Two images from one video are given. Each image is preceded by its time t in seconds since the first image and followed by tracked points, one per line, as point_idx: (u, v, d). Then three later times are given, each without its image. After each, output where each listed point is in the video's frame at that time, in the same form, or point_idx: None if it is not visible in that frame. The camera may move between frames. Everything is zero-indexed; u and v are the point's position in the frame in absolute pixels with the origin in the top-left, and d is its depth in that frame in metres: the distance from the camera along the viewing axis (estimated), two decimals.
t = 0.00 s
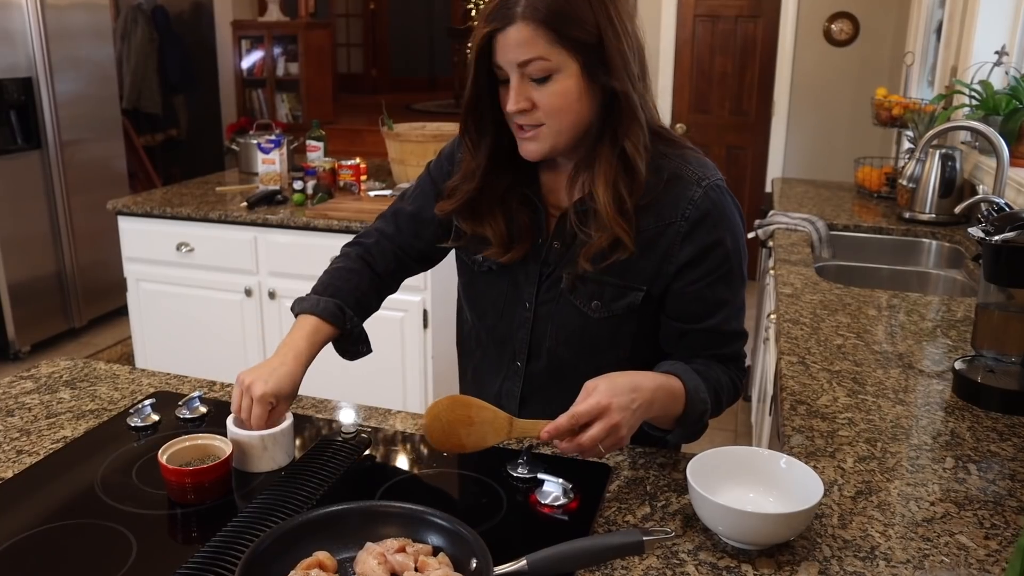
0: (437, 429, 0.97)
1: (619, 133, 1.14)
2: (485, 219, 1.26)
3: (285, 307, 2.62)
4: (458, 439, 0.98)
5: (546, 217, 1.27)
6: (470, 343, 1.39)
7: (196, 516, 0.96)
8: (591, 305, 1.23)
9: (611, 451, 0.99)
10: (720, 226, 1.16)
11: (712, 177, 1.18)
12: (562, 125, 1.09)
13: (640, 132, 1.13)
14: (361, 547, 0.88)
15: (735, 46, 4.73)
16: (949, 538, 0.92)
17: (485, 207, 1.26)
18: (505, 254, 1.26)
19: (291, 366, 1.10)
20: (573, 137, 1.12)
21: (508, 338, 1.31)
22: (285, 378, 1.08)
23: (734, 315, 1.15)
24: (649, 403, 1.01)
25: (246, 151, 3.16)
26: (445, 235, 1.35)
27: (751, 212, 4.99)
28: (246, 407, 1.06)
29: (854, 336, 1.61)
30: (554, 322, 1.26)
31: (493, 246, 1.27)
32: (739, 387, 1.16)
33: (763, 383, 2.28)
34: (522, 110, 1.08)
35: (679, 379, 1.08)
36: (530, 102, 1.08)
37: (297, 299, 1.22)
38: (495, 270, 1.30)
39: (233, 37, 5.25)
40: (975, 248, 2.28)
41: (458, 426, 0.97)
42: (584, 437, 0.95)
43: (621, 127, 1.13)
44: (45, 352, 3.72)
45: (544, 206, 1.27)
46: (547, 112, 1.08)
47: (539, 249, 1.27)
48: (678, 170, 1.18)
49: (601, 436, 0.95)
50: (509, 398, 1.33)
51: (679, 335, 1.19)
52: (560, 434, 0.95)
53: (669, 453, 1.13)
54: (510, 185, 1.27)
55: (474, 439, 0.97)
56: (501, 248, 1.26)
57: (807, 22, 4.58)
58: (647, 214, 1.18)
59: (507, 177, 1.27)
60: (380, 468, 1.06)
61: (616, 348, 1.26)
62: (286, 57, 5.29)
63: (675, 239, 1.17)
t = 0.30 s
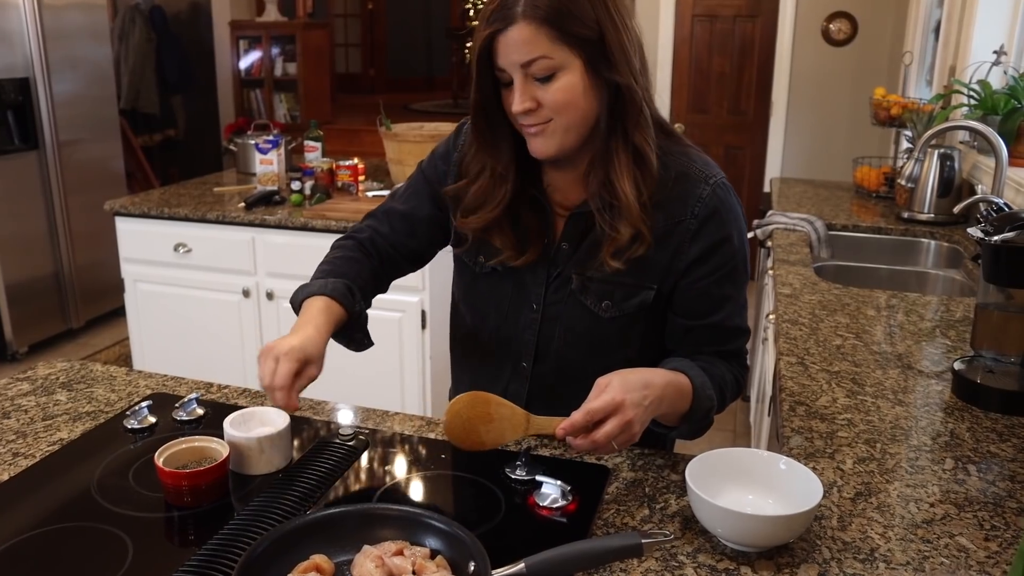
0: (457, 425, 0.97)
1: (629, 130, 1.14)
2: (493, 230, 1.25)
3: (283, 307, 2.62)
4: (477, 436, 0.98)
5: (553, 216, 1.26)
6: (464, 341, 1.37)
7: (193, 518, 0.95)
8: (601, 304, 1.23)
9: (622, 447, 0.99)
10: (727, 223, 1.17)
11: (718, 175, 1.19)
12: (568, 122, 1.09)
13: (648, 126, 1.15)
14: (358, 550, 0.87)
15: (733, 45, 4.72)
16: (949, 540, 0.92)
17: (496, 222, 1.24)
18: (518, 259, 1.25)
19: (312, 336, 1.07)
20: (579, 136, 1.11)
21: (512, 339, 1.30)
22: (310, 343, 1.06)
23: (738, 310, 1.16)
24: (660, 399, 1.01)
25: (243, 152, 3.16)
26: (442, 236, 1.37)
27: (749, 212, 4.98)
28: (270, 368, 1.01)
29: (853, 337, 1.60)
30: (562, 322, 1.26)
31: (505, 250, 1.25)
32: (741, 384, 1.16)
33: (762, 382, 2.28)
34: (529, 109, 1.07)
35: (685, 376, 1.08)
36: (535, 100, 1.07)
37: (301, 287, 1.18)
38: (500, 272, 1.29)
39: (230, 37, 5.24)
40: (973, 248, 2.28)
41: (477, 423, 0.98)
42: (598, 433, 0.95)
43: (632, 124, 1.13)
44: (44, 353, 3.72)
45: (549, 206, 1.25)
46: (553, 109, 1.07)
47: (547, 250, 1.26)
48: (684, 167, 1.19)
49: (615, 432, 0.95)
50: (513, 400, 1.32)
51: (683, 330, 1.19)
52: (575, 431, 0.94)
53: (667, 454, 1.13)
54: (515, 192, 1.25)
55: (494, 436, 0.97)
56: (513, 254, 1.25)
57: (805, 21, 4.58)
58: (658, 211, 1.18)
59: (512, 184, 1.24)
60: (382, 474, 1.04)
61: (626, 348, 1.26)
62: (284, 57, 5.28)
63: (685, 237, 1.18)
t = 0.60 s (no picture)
0: (454, 417, 0.97)
1: (630, 130, 1.15)
2: (491, 231, 1.23)
3: (279, 307, 2.61)
4: (474, 428, 0.98)
5: (555, 220, 1.25)
6: (458, 342, 1.35)
7: (186, 519, 0.94)
8: (608, 304, 1.23)
9: (618, 440, 0.99)
10: (725, 214, 1.18)
11: (712, 167, 1.20)
12: (573, 121, 1.08)
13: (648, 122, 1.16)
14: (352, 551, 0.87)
15: (730, 44, 4.72)
16: (945, 540, 0.92)
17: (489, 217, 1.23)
18: (523, 263, 1.23)
19: (370, 384, 0.92)
20: (581, 136, 1.11)
21: (515, 341, 1.29)
22: (374, 394, 0.90)
23: (732, 302, 1.17)
24: (654, 391, 1.01)
25: (239, 151, 3.15)
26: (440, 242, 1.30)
27: (746, 212, 4.99)
28: (350, 443, 0.86)
29: (850, 336, 1.60)
30: (567, 325, 1.26)
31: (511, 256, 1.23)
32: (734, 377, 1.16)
33: (758, 382, 2.28)
34: (535, 108, 1.04)
35: (678, 369, 1.07)
36: (540, 99, 1.04)
37: (320, 324, 1.02)
38: (504, 277, 1.26)
39: (227, 37, 5.23)
40: (970, 246, 2.28)
41: (473, 415, 0.97)
42: (594, 426, 0.94)
43: (632, 120, 1.14)
44: (39, 353, 3.70)
45: (550, 210, 1.24)
46: (560, 108, 1.05)
47: (552, 256, 1.24)
48: (678, 161, 1.20)
49: (610, 424, 0.95)
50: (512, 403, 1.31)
51: (680, 323, 1.20)
52: (571, 423, 0.94)
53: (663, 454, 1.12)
54: (515, 193, 1.23)
55: (491, 427, 0.97)
56: (519, 258, 1.23)
57: (802, 21, 4.58)
58: (659, 207, 1.18)
59: (510, 189, 1.23)
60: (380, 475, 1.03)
61: (634, 344, 1.26)
62: (281, 57, 5.28)
63: (685, 231, 1.18)
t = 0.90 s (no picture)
0: (461, 428, 0.96)
1: (630, 135, 1.15)
2: (495, 240, 1.21)
3: (276, 307, 2.60)
4: (481, 439, 0.97)
5: (556, 228, 1.24)
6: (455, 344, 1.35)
7: (179, 519, 0.94)
8: (610, 311, 1.23)
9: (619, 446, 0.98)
10: (722, 218, 1.20)
11: (708, 170, 1.20)
12: (571, 126, 1.07)
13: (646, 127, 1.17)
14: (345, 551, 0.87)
15: (727, 44, 4.72)
16: (939, 539, 0.92)
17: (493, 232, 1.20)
18: (528, 270, 1.21)
19: (345, 407, 0.85)
20: (578, 139, 1.10)
21: (513, 347, 1.28)
22: (346, 422, 0.83)
23: (729, 303, 1.18)
24: (654, 396, 1.01)
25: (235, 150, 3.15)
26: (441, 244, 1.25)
27: (742, 211, 4.99)
28: (304, 473, 0.79)
29: (845, 335, 1.60)
30: (568, 332, 1.25)
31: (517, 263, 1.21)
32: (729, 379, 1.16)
33: (754, 380, 2.28)
34: (533, 111, 1.04)
35: (674, 372, 1.07)
36: (538, 103, 1.04)
37: (311, 321, 0.96)
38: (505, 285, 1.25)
39: (223, 37, 5.23)
40: (966, 246, 2.28)
41: (481, 426, 0.96)
42: (597, 433, 0.94)
43: (631, 125, 1.14)
44: (35, 353, 3.70)
45: (551, 219, 1.23)
46: (557, 112, 1.05)
47: (556, 266, 1.23)
48: (674, 164, 1.20)
49: (613, 432, 0.94)
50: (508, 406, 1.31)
51: (678, 325, 1.20)
52: (574, 431, 0.93)
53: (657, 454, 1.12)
54: (517, 200, 1.21)
55: (497, 439, 0.96)
56: (526, 265, 1.21)
57: (798, 20, 4.59)
58: (658, 211, 1.18)
59: (514, 196, 1.21)
60: (376, 474, 1.03)
61: (634, 347, 1.27)
62: (277, 56, 5.25)
63: (684, 235, 1.19)
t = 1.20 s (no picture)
0: (448, 435, 0.96)
1: (623, 143, 1.15)
2: (483, 241, 1.22)
3: (273, 307, 2.61)
4: (470, 446, 0.97)
5: (546, 232, 1.25)
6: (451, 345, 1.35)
7: (177, 519, 0.94)
8: (600, 315, 1.23)
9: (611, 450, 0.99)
10: (715, 222, 1.20)
11: (702, 175, 1.21)
12: (560, 132, 1.07)
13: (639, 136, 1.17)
14: (342, 550, 0.87)
15: (724, 44, 4.72)
16: (935, 538, 0.92)
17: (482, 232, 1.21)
18: (514, 272, 1.22)
19: (327, 396, 0.87)
20: (570, 143, 1.10)
21: (506, 348, 1.29)
22: (327, 411, 0.85)
23: (723, 308, 1.18)
24: (646, 402, 1.01)
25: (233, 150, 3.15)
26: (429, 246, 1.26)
27: (740, 211, 5.00)
28: (286, 462, 0.81)
29: (842, 335, 1.61)
30: (560, 334, 1.26)
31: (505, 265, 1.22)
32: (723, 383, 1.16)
33: (751, 381, 2.28)
34: (522, 116, 1.04)
35: (668, 376, 1.08)
36: (529, 107, 1.04)
37: (294, 317, 0.98)
38: (495, 287, 1.26)
39: (221, 37, 5.23)
40: (963, 246, 2.29)
41: (470, 432, 0.96)
42: (587, 439, 0.95)
43: (622, 134, 1.14)
44: (33, 353, 3.69)
45: (541, 221, 1.24)
46: (546, 118, 1.05)
47: (545, 268, 1.24)
48: (667, 170, 1.20)
49: (603, 437, 0.95)
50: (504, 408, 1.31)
51: (672, 330, 1.20)
52: (563, 437, 0.94)
53: (653, 453, 1.12)
54: (504, 203, 1.22)
55: (487, 445, 0.97)
56: (512, 268, 1.22)
57: (795, 21, 4.60)
58: (651, 216, 1.19)
59: (501, 199, 1.22)
60: (372, 474, 1.04)
61: (626, 350, 1.27)
62: (275, 57, 5.27)
63: (676, 240, 1.19)
